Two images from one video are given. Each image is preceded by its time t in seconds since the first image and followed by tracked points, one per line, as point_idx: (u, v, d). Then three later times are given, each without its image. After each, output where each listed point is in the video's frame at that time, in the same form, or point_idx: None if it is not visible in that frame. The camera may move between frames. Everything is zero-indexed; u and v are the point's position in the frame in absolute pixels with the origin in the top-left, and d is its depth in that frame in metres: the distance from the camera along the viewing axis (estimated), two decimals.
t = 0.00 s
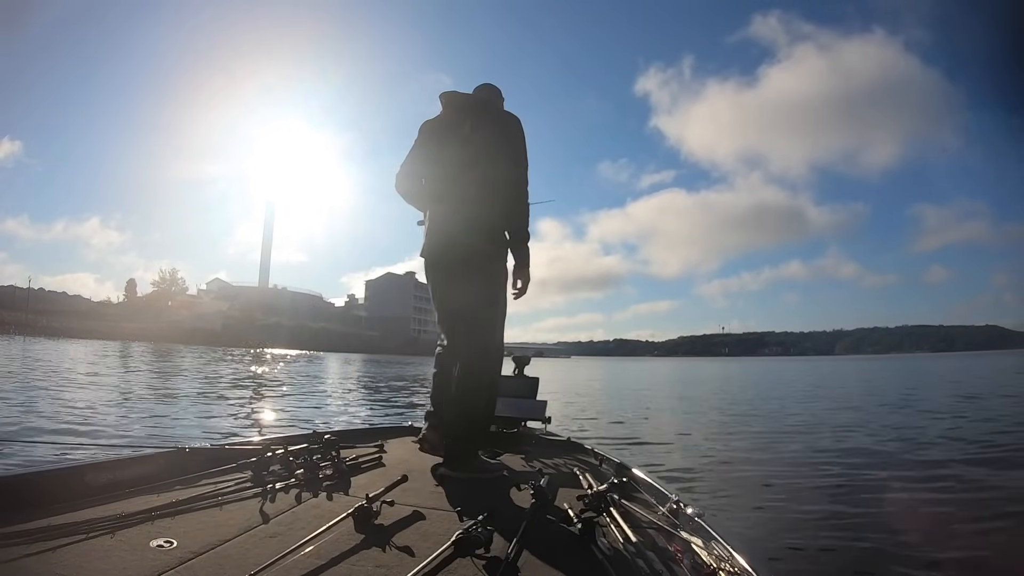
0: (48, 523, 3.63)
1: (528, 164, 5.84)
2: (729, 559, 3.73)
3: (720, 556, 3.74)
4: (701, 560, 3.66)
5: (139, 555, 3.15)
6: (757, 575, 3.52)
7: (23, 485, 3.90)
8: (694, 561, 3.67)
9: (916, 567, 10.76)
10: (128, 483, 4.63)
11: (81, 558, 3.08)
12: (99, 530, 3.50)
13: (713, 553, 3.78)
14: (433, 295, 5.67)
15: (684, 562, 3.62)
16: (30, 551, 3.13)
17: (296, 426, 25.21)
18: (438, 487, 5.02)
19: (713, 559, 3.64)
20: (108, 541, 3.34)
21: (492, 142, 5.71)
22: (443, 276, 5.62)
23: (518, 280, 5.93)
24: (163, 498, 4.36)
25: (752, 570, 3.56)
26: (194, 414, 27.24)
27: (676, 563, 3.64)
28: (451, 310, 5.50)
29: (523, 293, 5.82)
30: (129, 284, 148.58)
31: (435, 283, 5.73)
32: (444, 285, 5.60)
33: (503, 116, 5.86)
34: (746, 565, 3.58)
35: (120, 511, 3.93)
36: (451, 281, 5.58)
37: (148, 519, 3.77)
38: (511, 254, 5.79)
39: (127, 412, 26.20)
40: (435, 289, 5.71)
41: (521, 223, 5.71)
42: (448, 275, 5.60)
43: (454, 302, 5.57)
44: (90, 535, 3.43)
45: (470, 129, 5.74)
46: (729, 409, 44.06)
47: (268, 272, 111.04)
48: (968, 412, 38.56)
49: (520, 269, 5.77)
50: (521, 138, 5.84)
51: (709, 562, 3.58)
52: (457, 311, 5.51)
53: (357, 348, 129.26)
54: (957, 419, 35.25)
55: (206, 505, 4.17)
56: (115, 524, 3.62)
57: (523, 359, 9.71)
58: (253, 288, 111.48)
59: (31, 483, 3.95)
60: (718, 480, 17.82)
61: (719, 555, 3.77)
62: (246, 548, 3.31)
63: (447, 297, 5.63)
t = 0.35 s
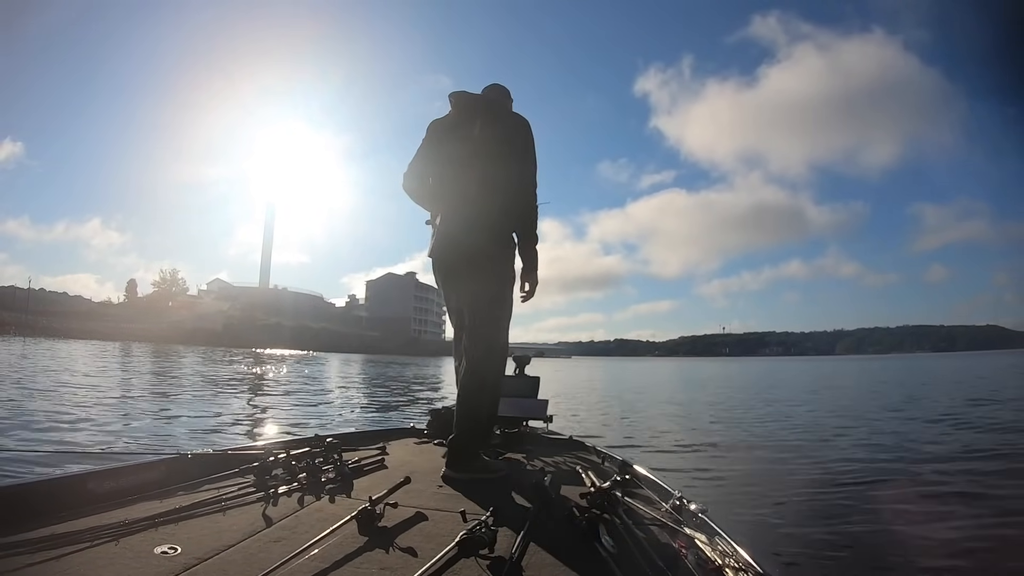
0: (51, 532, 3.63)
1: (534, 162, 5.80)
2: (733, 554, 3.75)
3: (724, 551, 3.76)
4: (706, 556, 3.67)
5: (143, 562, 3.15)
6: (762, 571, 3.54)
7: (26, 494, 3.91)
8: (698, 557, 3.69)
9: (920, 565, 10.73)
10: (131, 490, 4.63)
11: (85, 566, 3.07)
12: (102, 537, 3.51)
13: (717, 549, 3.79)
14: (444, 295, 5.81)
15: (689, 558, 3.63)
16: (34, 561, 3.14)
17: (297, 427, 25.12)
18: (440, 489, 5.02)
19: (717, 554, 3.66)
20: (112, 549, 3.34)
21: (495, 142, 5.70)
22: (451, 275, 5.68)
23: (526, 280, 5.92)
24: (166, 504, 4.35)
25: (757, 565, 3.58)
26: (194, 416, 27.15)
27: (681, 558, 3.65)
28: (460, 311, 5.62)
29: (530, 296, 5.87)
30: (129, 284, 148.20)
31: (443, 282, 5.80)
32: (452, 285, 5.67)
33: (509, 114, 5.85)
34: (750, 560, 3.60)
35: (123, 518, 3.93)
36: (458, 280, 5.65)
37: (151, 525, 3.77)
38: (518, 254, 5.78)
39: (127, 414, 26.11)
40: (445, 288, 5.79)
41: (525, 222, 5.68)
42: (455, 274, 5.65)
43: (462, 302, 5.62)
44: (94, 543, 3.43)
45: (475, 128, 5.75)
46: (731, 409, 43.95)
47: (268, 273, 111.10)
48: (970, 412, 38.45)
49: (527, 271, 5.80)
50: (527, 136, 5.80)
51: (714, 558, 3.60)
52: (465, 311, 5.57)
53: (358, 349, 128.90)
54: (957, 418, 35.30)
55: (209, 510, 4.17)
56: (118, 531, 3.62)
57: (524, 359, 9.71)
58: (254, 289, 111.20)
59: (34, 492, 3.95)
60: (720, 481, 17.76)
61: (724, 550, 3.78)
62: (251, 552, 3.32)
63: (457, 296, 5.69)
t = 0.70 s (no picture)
0: (52, 531, 3.64)
1: (536, 163, 5.78)
2: (734, 554, 3.75)
3: (725, 551, 3.76)
4: (707, 556, 3.67)
5: (143, 561, 3.16)
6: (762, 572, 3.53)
7: (27, 494, 3.91)
8: (699, 557, 3.68)
9: (921, 566, 10.74)
10: (132, 490, 4.63)
11: (87, 565, 3.08)
12: (103, 537, 3.51)
13: (718, 550, 3.79)
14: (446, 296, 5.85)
15: (690, 558, 3.63)
16: (34, 560, 3.14)
17: (297, 427, 25.12)
18: (440, 489, 5.02)
19: (718, 555, 3.66)
20: (112, 548, 3.34)
21: (495, 143, 5.70)
22: (454, 276, 5.70)
23: (529, 280, 5.92)
24: (167, 503, 4.36)
25: (757, 566, 3.58)
26: (195, 415, 27.16)
27: (681, 558, 3.65)
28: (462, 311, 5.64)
29: (532, 296, 5.85)
30: (130, 284, 148.44)
31: (448, 282, 5.83)
32: (456, 284, 5.70)
33: (511, 115, 5.86)
34: (751, 561, 3.60)
35: (124, 518, 3.94)
36: (461, 281, 5.67)
37: (152, 525, 3.77)
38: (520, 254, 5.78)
39: (129, 413, 26.14)
40: (449, 288, 5.83)
41: (527, 222, 5.68)
42: (458, 274, 5.67)
43: (465, 302, 5.64)
44: (94, 542, 3.44)
45: (476, 129, 5.76)
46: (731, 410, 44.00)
47: (269, 272, 111.36)
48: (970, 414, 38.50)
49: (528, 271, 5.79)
50: (528, 137, 5.79)
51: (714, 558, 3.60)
52: (469, 311, 5.59)
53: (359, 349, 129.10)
54: (956, 419, 35.45)
55: (210, 509, 4.17)
56: (119, 531, 3.63)
57: (525, 359, 9.70)
58: (255, 288, 111.32)
59: (35, 492, 3.96)
60: (721, 481, 17.78)
61: (725, 551, 3.78)
62: (251, 552, 3.32)
63: (461, 296, 5.70)
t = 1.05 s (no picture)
0: (49, 524, 3.63)
1: (535, 165, 5.78)
2: (731, 558, 3.73)
3: (722, 555, 3.75)
4: (703, 560, 3.66)
5: (140, 556, 3.14)
6: None
7: (24, 486, 3.89)
8: (696, 560, 3.68)
9: (919, 567, 10.73)
10: (129, 484, 4.61)
11: (83, 559, 3.06)
12: (100, 531, 3.50)
13: (715, 554, 3.77)
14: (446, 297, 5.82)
15: (686, 561, 3.62)
16: (30, 553, 3.13)
17: (297, 426, 25.09)
18: (438, 488, 5.01)
19: (715, 559, 3.65)
20: (110, 542, 3.33)
21: (496, 144, 5.69)
22: (454, 276, 5.69)
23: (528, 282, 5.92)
24: (164, 499, 4.35)
25: (754, 569, 3.57)
26: (194, 414, 27.13)
27: (678, 561, 3.64)
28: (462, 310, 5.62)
29: (530, 298, 5.85)
30: (131, 283, 148.34)
31: (448, 282, 5.81)
32: (456, 285, 5.69)
33: (510, 117, 5.85)
34: (748, 565, 3.58)
35: (122, 511, 3.94)
36: (462, 281, 5.65)
37: (150, 519, 3.77)
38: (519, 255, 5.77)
39: (127, 411, 26.10)
40: (449, 288, 5.81)
41: (527, 224, 5.68)
42: (458, 275, 5.66)
43: (465, 302, 5.63)
44: (91, 536, 3.43)
45: (476, 131, 5.75)
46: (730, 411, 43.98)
47: (269, 272, 111.27)
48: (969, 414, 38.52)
49: (527, 273, 5.79)
50: (528, 138, 5.79)
51: (711, 562, 3.59)
52: (469, 312, 5.57)
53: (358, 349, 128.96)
54: (956, 419, 35.46)
55: (208, 505, 4.16)
56: (116, 525, 3.61)
57: (524, 360, 9.71)
58: (255, 288, 111.29)
59: (34, 485, 3.95)
60: (720, 481, 17.77)
61: (722, 554, 3.77)
62: (248, 549, 3.31)
63: (461, 296, 5.69)
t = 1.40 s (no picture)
0: (48, 524, 3.62)
1: (534, 165, 5.78)
2: (730, 559, 3.73)
3: (721, 556, 3.75)
4: (703, 560, 3.66)
5: (140, 555, 3.15)
6: None
7: (24, 486, 3.89)
8: (695, 561, 3.67)
9: (920, 567, 10.69)
10: (128, 484, 4.60)
11: (83, 558, 3.06)
12: (100, 530, 3.50)
13: (714, 554, 3.78)
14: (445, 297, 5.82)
15: (686, 561, 3.62)
16: (30, 552, 3.13)
17: (296, 426, 25.07)
18: (438, 489, 5.00)
19: (714, 559, 3.64)
20: (110, 541, 3.33)
21: (494, 145, 5.69)
22: (454, 276, 5.69)
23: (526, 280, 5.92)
24: (165, 498, 4.35)
25: (754, 570, 3.57)
26: (194, 414, 27.14)
27: (677, 562, 3.64)
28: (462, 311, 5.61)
29: (529, 299, 5.86)
30: (131, 285, 148.31)
31: (447, 283, 5.82)
32: (455, 285, 5.69)
33: (509, 117, 5.85)
34: (747, 566, 3.59)
35: (121, 511, 3.93)
36: (460, 282, 5.66)
37: (149, 519, 3.76)
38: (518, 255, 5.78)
39: (127, 412, 26.11)
40: (448, 289, 5.81)
41: (525, 225, 5.68)
42: (457, 275, 5.66)
43: (465, 303, 5.63)
44: (91, 535, 3.43)
45: (474, 132, 5.75)
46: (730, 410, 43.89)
47: (268, 273, 111.25)
48: (970, 412, 38.42)
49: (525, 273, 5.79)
50: (526, 139, 5.80)
51: (711, 562, 3.59)
52: (468, 312, 5.57)
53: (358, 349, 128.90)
54: (956, 417, 35.41)
55: (208, 505, 4.15)
56: (116, 524, 3.61)
57: (524, 359, 9.70)
58: (254, 289, 111.34)
59: (33, 484, 3.94)
60: (720, 480, 17.75)
61: (721, 554, 3.77)
62: (247, 549, 3.30)
63: (460, 297, 5.69)
